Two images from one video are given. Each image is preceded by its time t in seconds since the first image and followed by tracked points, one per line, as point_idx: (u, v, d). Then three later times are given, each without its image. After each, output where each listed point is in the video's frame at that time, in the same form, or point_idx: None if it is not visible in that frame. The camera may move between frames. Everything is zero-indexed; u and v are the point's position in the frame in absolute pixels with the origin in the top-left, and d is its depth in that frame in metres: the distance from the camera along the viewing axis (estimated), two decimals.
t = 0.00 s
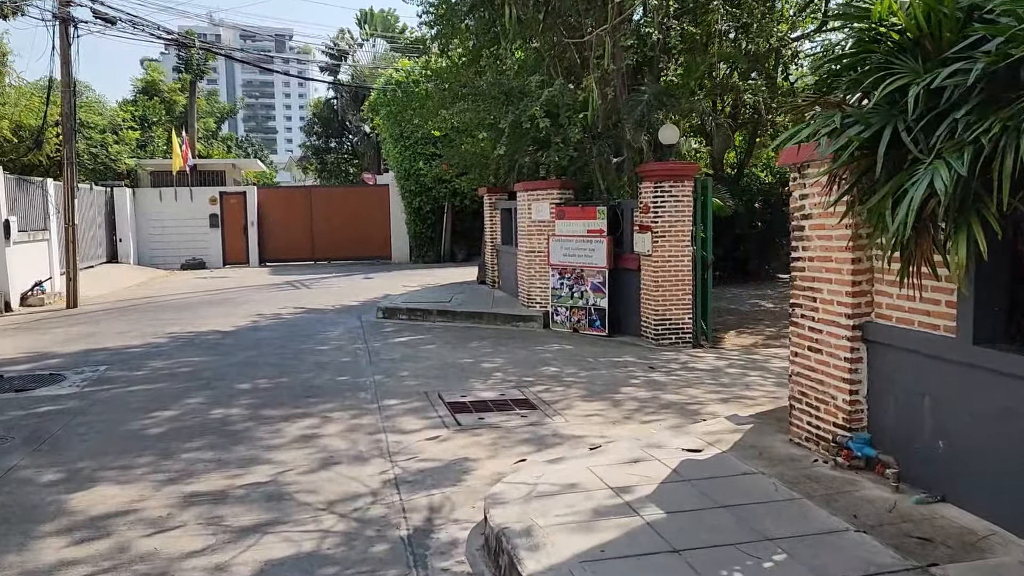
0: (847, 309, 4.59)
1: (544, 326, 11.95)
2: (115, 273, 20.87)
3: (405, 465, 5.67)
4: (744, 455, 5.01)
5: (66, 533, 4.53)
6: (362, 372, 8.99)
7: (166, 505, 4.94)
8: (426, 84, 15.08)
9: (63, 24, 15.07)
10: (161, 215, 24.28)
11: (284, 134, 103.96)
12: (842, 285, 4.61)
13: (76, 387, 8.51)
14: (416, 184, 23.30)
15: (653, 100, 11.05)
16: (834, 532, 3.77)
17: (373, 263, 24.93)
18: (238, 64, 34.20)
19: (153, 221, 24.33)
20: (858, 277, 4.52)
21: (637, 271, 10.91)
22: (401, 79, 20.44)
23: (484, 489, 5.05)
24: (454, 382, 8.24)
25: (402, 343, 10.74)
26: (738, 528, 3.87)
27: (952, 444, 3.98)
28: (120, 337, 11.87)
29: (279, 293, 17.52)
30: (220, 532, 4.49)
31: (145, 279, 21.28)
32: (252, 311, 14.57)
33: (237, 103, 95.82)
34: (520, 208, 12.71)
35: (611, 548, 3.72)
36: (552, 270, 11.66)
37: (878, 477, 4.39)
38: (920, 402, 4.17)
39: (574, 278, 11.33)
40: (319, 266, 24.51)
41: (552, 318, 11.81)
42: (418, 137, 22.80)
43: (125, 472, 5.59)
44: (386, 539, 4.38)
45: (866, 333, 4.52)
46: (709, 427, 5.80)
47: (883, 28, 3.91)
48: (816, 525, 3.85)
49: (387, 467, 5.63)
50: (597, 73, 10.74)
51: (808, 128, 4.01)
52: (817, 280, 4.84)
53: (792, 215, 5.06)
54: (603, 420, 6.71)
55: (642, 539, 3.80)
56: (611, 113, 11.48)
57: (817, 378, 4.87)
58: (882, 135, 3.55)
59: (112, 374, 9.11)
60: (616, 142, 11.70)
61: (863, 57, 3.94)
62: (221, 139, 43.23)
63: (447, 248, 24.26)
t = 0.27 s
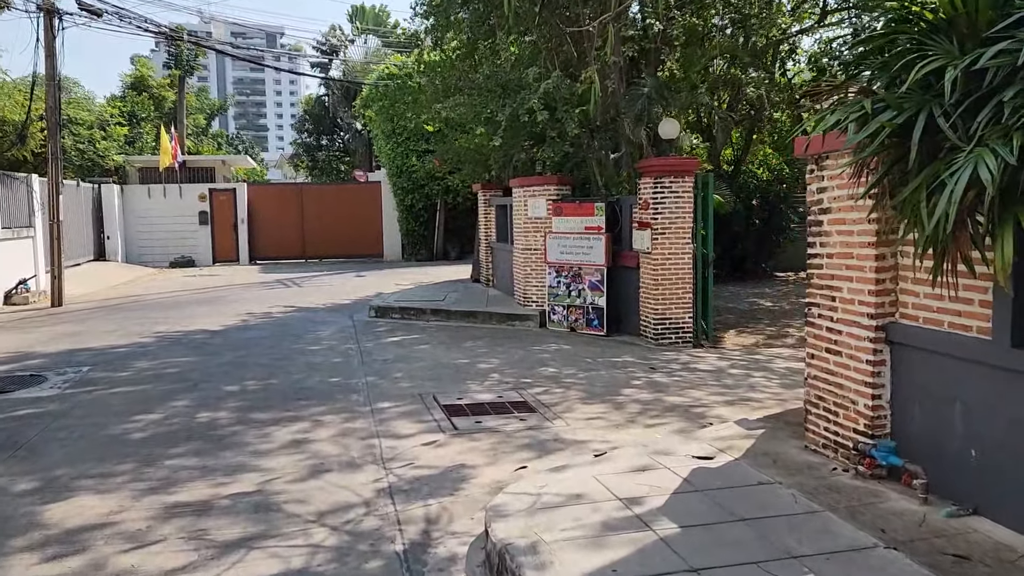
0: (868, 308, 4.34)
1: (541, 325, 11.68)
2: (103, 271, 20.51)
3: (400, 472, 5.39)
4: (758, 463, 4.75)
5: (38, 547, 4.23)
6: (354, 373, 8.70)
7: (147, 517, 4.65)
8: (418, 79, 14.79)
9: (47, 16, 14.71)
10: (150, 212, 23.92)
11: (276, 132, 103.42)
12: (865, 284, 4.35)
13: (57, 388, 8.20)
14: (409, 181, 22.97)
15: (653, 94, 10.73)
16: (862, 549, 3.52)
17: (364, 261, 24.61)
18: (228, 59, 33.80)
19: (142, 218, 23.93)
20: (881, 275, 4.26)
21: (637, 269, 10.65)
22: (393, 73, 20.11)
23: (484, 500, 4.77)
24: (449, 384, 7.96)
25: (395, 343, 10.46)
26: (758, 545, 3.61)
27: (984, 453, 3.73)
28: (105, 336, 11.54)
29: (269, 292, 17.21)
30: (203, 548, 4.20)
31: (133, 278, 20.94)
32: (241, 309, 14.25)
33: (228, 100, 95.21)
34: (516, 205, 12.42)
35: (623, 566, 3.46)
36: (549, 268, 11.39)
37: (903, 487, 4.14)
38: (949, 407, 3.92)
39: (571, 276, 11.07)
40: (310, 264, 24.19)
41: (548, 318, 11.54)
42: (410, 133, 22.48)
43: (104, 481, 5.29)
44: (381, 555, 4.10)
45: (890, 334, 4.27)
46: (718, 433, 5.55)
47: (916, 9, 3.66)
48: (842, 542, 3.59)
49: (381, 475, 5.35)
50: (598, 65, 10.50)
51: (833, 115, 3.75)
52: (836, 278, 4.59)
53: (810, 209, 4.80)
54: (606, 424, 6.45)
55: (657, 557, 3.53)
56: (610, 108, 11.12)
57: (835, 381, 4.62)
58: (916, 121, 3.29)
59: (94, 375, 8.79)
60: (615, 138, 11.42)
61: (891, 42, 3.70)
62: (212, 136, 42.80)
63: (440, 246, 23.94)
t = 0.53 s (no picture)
0: (885, 320, 4.10)
1: (531, 330, 11.43)
2: (80, 272, 20.04)
3: (389, 491, 5.11)
4: (767, 482, 4.51)
5: None
6: (339, 381, 8.40)
7: (117, 543, 4.34)
8: (403, 78, 14.53)
9: (21, 10, 14.29)
10: (129, 212, 23.40)
11: (259, 131, 102.64)
12: (881, 294, 4.11)
13: (27, 398, 7.84)
14: (394, 181, 22.70)
15: (647, 94, 10.64)
16: None
17: (349, 262, 24.24)
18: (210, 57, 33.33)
19: (121, 218, 23.41)
20: (899, 285, 4.03)
21: (629, 272, 10.41)
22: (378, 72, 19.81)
23: (478, 521, 4.50)
24: (438, 393, 7.69)
25: (382, 349, 10.16)
26: None
27: (1013, 476, 3.49)
28: (80, 341, 11.16)
29: (252, 294, 16.85)
30: None
31: (113, 279, 20.50)
32: (222, 313, 13.90)
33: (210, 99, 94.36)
34: (505, 206, 12.17)
35: None
36: (539, 271, 11.13)
37: (925, 510, 3.91)
38: (974, 426, 3.68)
39: (562, 280, 10.82)
40: (293, 265, 23.81)
41: (538, 322, 11.29)
42: (396, 133, 22.19)
43: (72, 502, 4.97)
44: None
45: (909, 348, 4.03)
46: (722, 448, 5.31)
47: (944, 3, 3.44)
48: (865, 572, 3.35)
49: (368, 494, 5.06)
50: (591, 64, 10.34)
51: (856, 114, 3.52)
52: (849, 288, 4.35)
53: (821, 215, 4.56)
54: (602, 437, 6.19)
55: None
56: (602, 108, 10.92)
57: (848, 396, 4.38)
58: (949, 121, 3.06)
59: (67, 384, 8.43)
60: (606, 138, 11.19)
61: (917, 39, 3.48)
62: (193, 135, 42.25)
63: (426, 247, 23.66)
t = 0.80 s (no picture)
0: (903, 323, 3.86)
1: (516, 332, 11.14)
2: (50, 274, 19.47)
3: (374, 505, 4.80)
4: (777, 494, 4.26)
5: None
6: (319, 386, 8.06)
7: (80, 566, 4.00)
8: (382, 75, 14.23)
9: None
10: (100, 211, 22.79)
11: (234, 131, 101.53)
12: (901, 295, 3.86)
13: None
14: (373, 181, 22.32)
15: (635, 89, 10.49)
16: None
17: (327, 263, 23.83)
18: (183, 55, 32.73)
19: (92, 218, 22.77)
20: (920, 285, 3.78)
21: (617, 272, 10.16)
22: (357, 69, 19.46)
23: (471, 539, 4.21)
24: (423, 399, 7.38)
25: (363, 352, 9.83)
26: None
27: None
28: (47, 346, 10.71)
29: (228, 296, 16.42)
30: None
31: (84, 281, 19.95)
32: (196, 315, 13.47)
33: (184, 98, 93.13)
34: (488, 205, 11.89)
35: None
36: (524, 272, 10.85)
37: (952, 526, 3.67)
38: (1003, 435, 3.45)
39: (548, 280, 10.55)
40: (270, 266, 23.35)
41: (524, 324, 11.01)
42: (375, 131, 21.84)
43: (31, 521, 4.61)
44: None
45: (930, 352, 3.79)
46: (725, 457, 5.05)
47: None
48: None
49: (352, 509, 4.75)
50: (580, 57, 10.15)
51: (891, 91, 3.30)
52: (864, 288, 4.10)
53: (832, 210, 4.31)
54: (597, 445, 5.92)
55: None
56: (589, 103, 10.71)
57: (864, 403, 4.13)
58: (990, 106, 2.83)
59: (31, 391, 8.02)
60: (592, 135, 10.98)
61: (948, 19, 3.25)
62: (167, 134, 41.54)
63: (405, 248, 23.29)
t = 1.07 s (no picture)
0: (927, 333, 3.62)
1: (503, 335, 10.86)
2: (21, 276, 18.94)
3: (362, 528, 4.51)
4: (791, 514, 4.02)
5: None
6: (301, 395, 7.74)
7: None
8: (364, 72, 13.91)
9: None
10: (73, 212, 22.30)
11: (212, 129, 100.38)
12: (925, 303, 3.63)
13: None
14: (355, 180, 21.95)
15: (626, 86, 10.25)
16: None
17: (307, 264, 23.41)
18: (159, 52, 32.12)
19: (64, 219, 22.25)
20: (945, 293, 3.55)
21: (608, 274, 9.91)
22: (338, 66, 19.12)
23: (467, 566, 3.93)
24: (410, 409, 7.08)
25: (346, 358, 9.51)
26: None
27: None
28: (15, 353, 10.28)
29: (205, 298, 16.00)
30: None
31: (58, 283, 19.45)
32: (173, 319, 13.06)
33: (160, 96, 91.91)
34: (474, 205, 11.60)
35: None
36: (511, 274, 10.58)
37: (984, 552, 3.45)
38: None
39: (537, 282, 10.29)
40: (249, 267, 22.89)
41: (511, 327, 10.74)
42: (357, 129, 21.50)
43: None
44: None
45: (957, 364, 3.55)
46: (732, 472, 4.80)
47: None
48: None
49: (338, 533, 4.45)
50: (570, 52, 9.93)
51: (921, 83, 3.22)
52: (883, 295, 3.86)
53: (847, 213, 4.07)
54: (594, 457, 5.65)
55: None
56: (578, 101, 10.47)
57: (884, 417, 3.90)
58: None
59: None
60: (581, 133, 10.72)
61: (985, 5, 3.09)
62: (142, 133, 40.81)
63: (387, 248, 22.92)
